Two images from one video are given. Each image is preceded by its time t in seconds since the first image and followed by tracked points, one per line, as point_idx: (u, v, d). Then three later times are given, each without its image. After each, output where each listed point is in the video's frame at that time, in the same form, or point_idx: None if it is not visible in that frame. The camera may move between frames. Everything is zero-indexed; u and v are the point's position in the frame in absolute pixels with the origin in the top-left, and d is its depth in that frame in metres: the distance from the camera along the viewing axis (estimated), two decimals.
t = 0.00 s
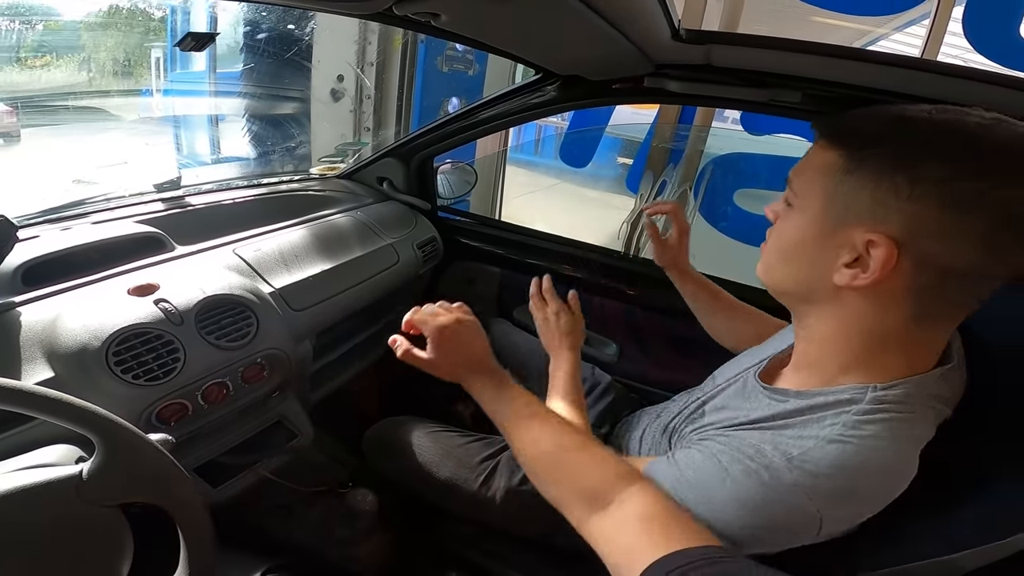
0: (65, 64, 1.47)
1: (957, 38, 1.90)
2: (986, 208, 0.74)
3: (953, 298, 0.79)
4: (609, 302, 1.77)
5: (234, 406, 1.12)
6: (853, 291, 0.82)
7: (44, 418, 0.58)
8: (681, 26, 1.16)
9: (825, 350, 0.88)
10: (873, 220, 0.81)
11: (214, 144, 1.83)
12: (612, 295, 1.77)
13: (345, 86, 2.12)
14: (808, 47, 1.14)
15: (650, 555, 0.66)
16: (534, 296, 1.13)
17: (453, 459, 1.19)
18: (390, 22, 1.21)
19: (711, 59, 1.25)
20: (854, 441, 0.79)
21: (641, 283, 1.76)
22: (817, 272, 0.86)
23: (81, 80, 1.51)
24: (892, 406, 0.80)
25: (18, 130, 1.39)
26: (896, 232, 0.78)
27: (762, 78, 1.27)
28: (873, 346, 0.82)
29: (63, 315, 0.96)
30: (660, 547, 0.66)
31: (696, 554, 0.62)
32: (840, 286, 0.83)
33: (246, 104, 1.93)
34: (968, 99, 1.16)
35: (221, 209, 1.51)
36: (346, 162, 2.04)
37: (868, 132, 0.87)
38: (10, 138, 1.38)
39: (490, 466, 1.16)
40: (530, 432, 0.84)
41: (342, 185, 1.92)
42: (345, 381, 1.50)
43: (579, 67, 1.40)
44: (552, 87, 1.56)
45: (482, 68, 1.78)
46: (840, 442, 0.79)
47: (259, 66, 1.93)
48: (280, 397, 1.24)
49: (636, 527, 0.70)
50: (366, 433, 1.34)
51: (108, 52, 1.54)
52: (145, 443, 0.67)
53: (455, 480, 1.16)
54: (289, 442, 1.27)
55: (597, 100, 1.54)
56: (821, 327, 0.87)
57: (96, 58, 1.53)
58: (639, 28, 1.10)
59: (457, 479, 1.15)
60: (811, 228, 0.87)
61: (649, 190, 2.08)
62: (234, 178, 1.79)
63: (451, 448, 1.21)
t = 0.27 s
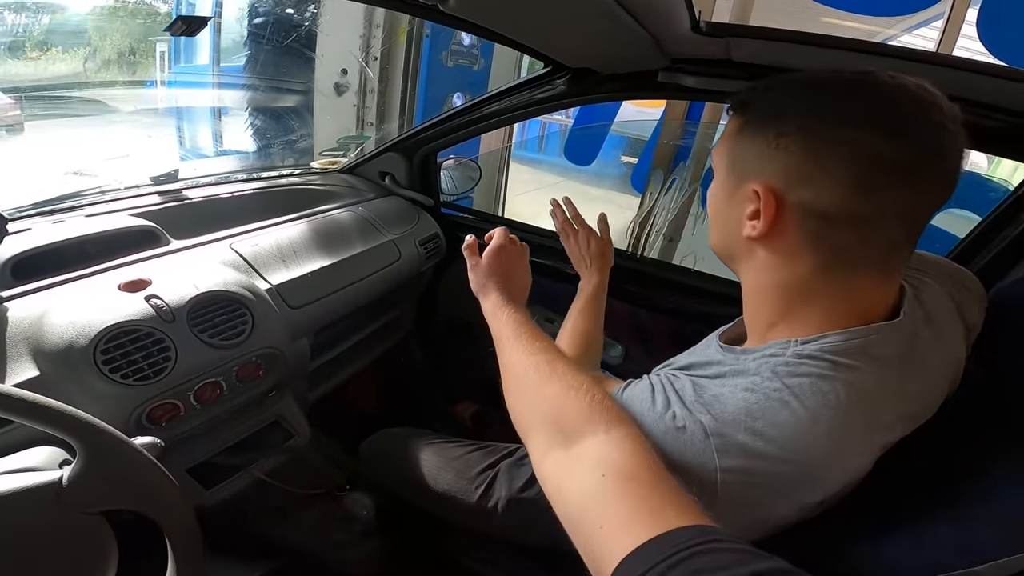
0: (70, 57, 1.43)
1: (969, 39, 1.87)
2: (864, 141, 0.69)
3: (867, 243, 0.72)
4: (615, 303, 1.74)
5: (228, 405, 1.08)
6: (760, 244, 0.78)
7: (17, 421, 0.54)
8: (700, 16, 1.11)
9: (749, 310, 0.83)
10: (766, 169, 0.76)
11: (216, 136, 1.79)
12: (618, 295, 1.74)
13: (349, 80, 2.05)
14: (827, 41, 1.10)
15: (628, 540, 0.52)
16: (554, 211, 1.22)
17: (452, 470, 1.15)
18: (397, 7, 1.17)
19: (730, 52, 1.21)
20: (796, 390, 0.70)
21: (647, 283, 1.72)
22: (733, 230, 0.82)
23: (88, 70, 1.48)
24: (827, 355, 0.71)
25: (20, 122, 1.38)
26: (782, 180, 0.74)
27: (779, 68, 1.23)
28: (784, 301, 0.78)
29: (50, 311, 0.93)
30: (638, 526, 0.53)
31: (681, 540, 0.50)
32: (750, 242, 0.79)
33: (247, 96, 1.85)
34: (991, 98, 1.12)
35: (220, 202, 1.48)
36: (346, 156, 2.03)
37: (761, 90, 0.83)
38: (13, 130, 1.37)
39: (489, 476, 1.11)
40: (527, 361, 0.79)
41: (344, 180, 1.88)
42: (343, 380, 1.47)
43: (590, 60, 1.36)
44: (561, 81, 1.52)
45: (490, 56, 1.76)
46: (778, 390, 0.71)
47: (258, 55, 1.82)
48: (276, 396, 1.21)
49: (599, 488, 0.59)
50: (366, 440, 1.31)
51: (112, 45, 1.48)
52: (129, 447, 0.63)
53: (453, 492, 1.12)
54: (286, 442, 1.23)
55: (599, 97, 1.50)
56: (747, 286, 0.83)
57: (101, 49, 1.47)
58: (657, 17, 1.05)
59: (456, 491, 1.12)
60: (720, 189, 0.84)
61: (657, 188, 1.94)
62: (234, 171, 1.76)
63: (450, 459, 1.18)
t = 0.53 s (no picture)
0: (75, 52, 1.41)
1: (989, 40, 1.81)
2: (948, 180, 0.67)
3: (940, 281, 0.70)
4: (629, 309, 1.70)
5: (240, 413, 1.06)
6: (826, 285, 0.75)
7: (29, 436, 0.51)
8: (735, 18, 1.07)
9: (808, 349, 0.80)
10: (834, 209, 0.73)
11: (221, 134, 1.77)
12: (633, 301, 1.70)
13: (357, 79, 2.01)
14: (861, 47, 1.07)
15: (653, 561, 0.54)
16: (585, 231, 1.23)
17: (468, 476, 1.12)
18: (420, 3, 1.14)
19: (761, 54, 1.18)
20: (863, 426, 0.69)
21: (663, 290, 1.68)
22: (789, 270, 0.79)
23: (93, 66, 1.45)
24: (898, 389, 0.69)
25: (25, 118, 1.34)
26: (855, 220, 0.71)
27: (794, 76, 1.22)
28: (848, 340, 0.75)
29: (60, 316, 0.91)
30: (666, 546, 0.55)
31: (705, 556, 0.51)
32: (814, 281, 0.76)
33: (255, 93, 1.83)
34: None
35: (229, 203, 1.45)
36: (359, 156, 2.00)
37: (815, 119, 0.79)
38: (18, 125, 1.32)
39: (507, 482, 1.09)
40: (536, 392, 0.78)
41: (354, 180, 1.85)
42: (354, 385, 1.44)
43: (614, 63, 1.32)
44: (584, 85, 1.48)
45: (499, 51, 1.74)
46: (842, 426, 0.69)
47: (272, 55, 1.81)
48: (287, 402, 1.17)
49: (630, 517, 0.60)
50: (376, 445, 1.28)
51: (118, 40, 1.48)
52: (150, 461, 0.61)
53: (468, 497, 1.08)
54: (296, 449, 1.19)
55: (620, 100, 1.47)
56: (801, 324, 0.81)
57: (107, 45, 1.46)
58: (688, 17, 1.01)
59: (472, 496, 1.08)
60: (778, 222, 0.81)
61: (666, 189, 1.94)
62: (242, 170, 1.73)
63: (466, 464, 1.15)
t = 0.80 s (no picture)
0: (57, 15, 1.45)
1: None
2: None
3: None
4: (631, 271, 1.65)
5: (225, 374, 1.03)
6: (991, 319, 0.69)
7: None
8: None
9: (935, 380, 0.75)
10: None
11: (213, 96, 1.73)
12: (634, 263, 1.65)
13: (351, 40, 2.12)
14: None
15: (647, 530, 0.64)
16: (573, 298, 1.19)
17: (458, 444, 1.12)
18: None
19: (785, 9, 1.07)
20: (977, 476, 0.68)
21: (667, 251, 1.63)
22: (938, 293, 0.72)
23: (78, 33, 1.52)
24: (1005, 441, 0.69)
25: (14, 88, 1.33)
26: None
27: (823, 30, 1.09)
28: (994, 377, 0.71)
29: (30, 275, 0.87)
30: (660, 517, 0.65)
31: (691, 530, 0.62)
32: (973, 313, 0.70)
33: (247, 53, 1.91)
34: None
35: (215, 160, 1.40)
36: (353, 114, 1.89)
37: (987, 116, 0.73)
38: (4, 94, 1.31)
39: (498, 450, 1.09)
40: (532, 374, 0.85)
41: (346, 139, 1.79)
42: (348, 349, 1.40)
43: (617, 11, 1.25)
44: (587, 38, 1.39)
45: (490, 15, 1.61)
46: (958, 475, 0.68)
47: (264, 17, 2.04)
48: (275, 364, 1.14)
49: (627, 485, 0.69)
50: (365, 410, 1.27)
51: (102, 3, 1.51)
52: (117, 432, 0.60)
53: (459, 465, 1.09)
54: (285, 415, 1.17)
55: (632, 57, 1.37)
56: (931, 356, 0.74)
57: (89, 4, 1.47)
58: None
59: (463, 464, 1.09)
60: (932, 239, 0.72)
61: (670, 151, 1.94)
62: (230, 129, 1.60)
63: (457, 430, 1.14)
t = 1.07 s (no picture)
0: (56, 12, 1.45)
1: None
2: None
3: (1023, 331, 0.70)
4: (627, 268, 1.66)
5: (224, 371, 1.04)
6: (912, 304, 0.73)
7: None
8: None
9: (871, 362, 0.78)
10: (944, 219, 0.70)
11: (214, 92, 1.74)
12: (631, 261, 1.66)
13: (352, 35, 2.14)
14: None
15: (640, 503, 0.60)
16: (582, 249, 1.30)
17: (454, 443, 1.12)
18: None
19: (782, 9, 1.08)
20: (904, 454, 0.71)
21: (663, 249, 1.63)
22: (870, 277, 0.77)
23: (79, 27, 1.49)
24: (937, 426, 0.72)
25: (14, 81, 1.35)
26: (973, 241, 0.68)
27: (822, 31, 1.10)
28: (920, 361, 0.74)
29: (31, 271, 0.88)
30: (652, 491, 0.60)
31: (680, 507, 0.57)
32: (897, 297, 0.74)
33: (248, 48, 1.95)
34: None
35: (215, 155, 1.40)
36: (352, 110, 1.89)
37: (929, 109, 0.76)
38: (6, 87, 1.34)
39: (493, 450, 1.10)
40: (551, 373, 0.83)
41: (346, 134, 1.79)
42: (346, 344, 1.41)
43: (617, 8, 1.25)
44: (586, 37, 1.39)
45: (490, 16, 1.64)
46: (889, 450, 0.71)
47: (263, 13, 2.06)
48: (273, 359, 1.15)
49: (621, 455, 0.65)
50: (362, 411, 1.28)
51: None
52: (119, 428, 0.61)
53: (454, 465, 1.10)
54: (283, 410, 1.19)
55: (634, 56, 1.37)
56: (864, 337, 0.79)
57: None
58: None
59: (458, 463, 1.09)
60: (864, 226, 0.78)
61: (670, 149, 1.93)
62: (229, 124, 1.61)
63: (453, 430, 1.15)
